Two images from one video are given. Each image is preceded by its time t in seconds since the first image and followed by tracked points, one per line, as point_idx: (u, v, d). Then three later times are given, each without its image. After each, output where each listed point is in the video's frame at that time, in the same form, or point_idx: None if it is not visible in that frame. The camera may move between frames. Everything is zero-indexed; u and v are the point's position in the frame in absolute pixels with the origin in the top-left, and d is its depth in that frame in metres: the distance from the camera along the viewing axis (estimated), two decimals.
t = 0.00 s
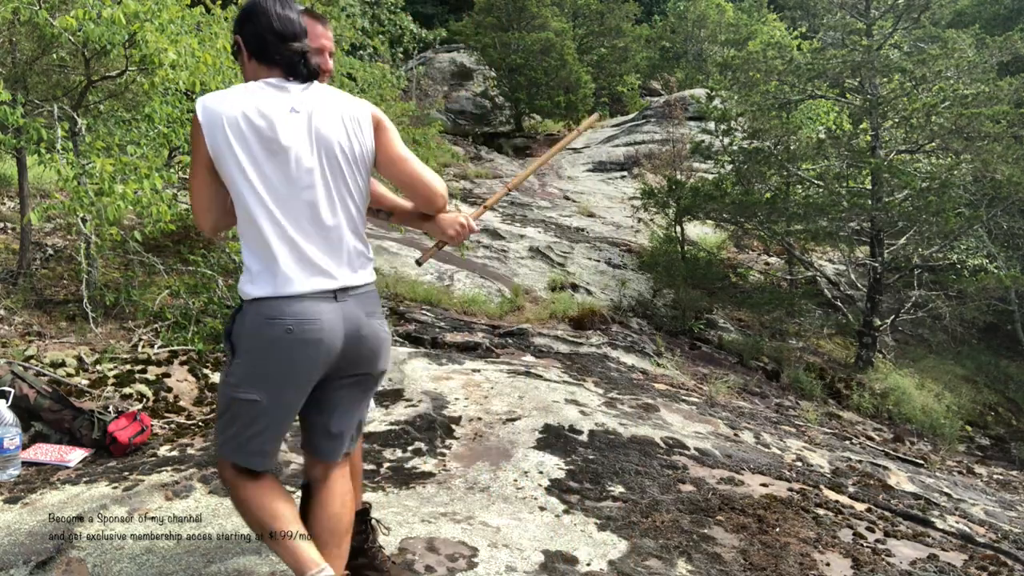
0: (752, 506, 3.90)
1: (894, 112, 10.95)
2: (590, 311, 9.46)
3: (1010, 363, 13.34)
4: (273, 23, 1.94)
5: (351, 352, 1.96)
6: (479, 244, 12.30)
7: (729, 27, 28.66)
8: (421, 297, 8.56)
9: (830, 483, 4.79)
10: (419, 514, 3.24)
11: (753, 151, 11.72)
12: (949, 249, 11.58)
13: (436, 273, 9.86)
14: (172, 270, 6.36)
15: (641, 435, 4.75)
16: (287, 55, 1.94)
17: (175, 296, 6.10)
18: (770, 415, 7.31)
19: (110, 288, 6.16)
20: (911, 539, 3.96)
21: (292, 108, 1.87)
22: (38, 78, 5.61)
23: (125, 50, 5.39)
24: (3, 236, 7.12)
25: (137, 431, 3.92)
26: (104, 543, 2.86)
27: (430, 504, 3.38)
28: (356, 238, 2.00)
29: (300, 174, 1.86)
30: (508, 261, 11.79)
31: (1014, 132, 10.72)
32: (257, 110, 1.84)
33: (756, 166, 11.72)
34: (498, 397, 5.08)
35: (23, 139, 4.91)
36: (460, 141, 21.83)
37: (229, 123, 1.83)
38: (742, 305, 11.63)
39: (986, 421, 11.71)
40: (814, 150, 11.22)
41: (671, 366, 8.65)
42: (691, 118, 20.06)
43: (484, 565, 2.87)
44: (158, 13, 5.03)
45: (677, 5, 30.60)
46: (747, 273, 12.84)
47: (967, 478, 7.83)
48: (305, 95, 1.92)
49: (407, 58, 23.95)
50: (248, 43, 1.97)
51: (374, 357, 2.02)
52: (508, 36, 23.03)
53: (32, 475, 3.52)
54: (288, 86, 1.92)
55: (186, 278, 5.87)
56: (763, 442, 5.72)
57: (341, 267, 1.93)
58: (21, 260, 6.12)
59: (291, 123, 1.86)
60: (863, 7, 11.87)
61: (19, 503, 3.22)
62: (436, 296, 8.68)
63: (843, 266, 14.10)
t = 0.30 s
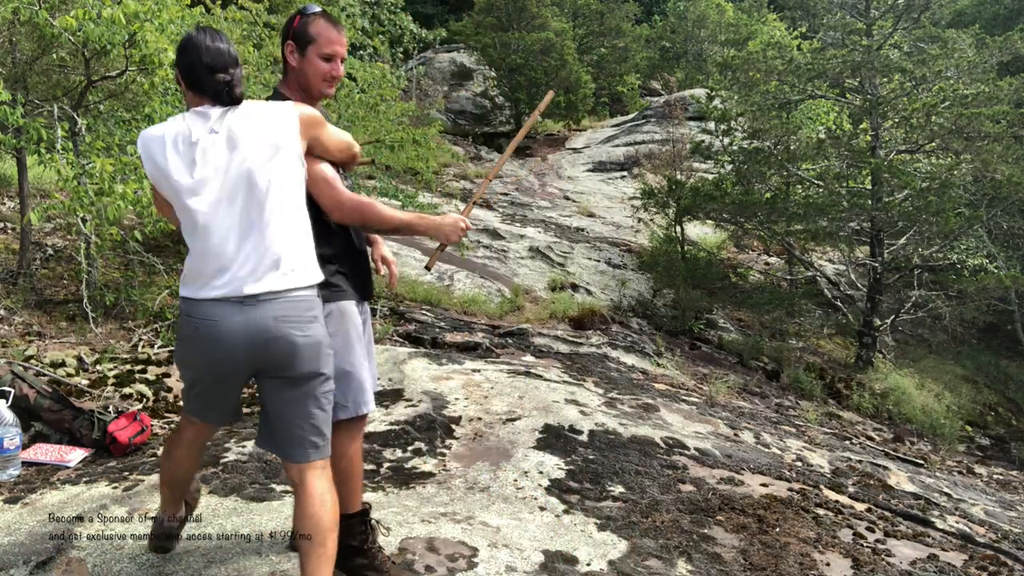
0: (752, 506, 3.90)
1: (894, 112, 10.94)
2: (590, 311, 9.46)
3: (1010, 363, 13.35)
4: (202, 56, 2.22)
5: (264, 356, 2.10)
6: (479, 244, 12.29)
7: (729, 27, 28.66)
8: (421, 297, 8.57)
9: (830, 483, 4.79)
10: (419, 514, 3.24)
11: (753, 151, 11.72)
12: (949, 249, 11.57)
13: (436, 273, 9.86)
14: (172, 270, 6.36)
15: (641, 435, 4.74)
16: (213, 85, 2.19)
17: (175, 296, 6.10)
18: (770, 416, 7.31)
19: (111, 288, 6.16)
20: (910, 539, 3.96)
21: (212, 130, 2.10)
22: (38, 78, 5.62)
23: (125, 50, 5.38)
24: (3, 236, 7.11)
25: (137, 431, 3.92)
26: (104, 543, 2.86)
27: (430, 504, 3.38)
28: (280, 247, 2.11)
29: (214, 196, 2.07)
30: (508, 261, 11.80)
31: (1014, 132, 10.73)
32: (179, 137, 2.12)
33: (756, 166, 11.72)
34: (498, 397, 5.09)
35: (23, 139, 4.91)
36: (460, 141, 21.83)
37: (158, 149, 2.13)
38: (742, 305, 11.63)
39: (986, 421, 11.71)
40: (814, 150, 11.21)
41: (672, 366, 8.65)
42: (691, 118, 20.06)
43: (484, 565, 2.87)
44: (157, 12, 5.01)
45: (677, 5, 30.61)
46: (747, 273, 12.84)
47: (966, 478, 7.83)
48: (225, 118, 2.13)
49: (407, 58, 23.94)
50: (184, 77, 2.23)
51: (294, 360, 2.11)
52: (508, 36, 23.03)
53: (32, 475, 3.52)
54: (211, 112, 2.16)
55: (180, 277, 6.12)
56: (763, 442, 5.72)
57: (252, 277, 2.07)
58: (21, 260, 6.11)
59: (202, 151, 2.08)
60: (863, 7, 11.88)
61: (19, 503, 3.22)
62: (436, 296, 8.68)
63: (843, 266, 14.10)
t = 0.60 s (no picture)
0: (752, 506, 3.90)
1: (894, 112, 10.94)
2: (590, 311, 9.46)
3: (1010, 363, 13.35)
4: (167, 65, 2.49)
5: (169, 339, 2.38)
6: (479, 244, 12.29)
7: (729, 27, 28.67)
8: (421, 297, 8.57)
9: (830, 483, 4.79)
10: (419, 514, 3.24)
11: (753, 151, 11.72)
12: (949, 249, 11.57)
13: (436, 273, 9.87)
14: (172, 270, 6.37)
15: (642, 435, 4.75)
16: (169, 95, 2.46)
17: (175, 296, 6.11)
18: (770, 416, 7.31)
19: (111, 288, 6.16)
20: (910, 539, 3.96)
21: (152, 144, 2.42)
22: (38, 78, 5.63)
23: (125, 50, 5.38)
24: (3, 236, 7.11)
25: (137, 431, 3.92)
26: (104, 542, 2.86)
27: (430, 504, 3.38)
28: (181, 243, 2.36)
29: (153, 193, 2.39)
30: (508, 261, 11.80)
31: (1014, 132, 10.74)
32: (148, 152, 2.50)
33: (756, 166, 11.71)
34: (498, 397, 5.09)
35: (23, 139, 4.91)
36: (460, 141, 21.83)
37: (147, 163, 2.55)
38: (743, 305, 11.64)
39: (986, 421, 11.70)
40: (814, 150, 11.21)
41: (672, 366, 8.65)
42: (691, 118, 20.07)
43: (484, 565, 2.87)
44: (157, 12, 5.00)
45: (677, 5, 30.60)
46: (747, 273, 12.84)
47: (966, 478, 7.83)
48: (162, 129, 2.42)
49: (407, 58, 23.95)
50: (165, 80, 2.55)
51: (180, 347, 2.36)
52: (508, 36, 23.05)
53: (32, 475, 3.52)
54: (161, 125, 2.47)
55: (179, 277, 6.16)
56: (763, 442, 5.72)
57: (155, 267, 2.38)
58: (21, 260, 6.12)
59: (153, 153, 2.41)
60: (863, 8, 11.90)
61: (19, 503, 3.22)
62: (436, 296, 8.68)
63: (843, 266, 14.11)
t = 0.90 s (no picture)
0: (752, 506, 3.90)
1: (894, 112, 10.94)
2: (590, 311, 9.46)
3: (1010, 363, 13.35)
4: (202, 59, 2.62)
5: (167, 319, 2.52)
6: (479, 244, 12.30)
7: (729, 27, 28.70)
8: (421, 297, 8.57)
9: (830, 483, 4.79)
10: (419, 514, 3.24)
11: (753, 151, 11.73)
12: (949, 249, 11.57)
13: (436, 273, 9.88)
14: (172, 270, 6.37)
15: (642, 435, 4.75)
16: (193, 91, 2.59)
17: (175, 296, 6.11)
18: (770, 416, 7.31)
19: (111, 288, 6.16)
20: (910, 539, 3.96)
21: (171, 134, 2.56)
22: (38, 78, 5.63)
23: (125, 50, 5.38)
24: (3, 235, 7.12)
25: (137, 431, 3.92)
26: (104, 542, 2.86)
27: (430, 504, 3.38)
28: (181, 233, 2.48)
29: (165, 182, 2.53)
30: (508, 261, 11.81)
31: (1014, 132, 10.75)
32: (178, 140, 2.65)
33: (756, 166, 11.71)
34: (498, 397, 5.09)
35: (23, 139, 4.90)
36: (460, 141, 21.84)
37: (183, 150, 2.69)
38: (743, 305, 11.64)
39: (986, 421, 11.70)
40: (814, 150, 11.21)
41: (672, 366, 8.65)
42: (691, 118, 20.08)
43: (484, 565, 2.88)
44: (158, 12, 5.00)
45: (677, 5, 30.62)
46: (747, 273, 12.85)
47: (967, 478, 7.84)
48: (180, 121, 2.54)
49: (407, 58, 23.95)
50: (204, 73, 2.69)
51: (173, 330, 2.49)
52: (508, 36, 23.06)
53: (32, 475, 3.52)
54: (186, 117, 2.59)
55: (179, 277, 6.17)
56: (763, 442, 5.72)
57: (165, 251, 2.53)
58: (21, 260, 6.12)
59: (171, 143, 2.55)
60: (863, 8, 11.91)
61: (19, 503, 3.22)
62: (436, 296, 8.68)
63: (843, 266, 14.11)
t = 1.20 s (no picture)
0: (752, 506, 3.90)
1: (894, 112, 10.94)
2: (590, 311, 9.45)
3: (1010, 363, 13.35)
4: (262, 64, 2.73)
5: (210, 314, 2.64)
6: (479, 244, 12.29)
7: (729, 27, 28.71)
8: (422, 297, 8.57)
9: (830, 483, 4.79)
10: (419, 514, 3.24)
11: (753, 151, 11.73)
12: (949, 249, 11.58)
13: (436, 274, 9.88)
14: (172, 270, 6.36)
15: (641, 435, 4.75)
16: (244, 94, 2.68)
17: (174, 296, 6.11)
18: (770, 416, 7.31)
19: (111, 288, 6.16)
20: (910, 539, 3.96)
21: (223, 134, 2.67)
22: (38, 78, 5.61)
23: (125, 50, 5.39)
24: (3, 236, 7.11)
25: (137, 431, 3.92)
26: (104, 542, 2.86)
27: (430, 504, 3.38)
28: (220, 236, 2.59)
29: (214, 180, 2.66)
30: (508, 261, 11.81)
31: (1014, 132, 10.75)
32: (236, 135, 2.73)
33: (756, 166, 11.70)
34: (498, 397, 5.09)
35: (24, 139, 4.91)
36: (460, 141, 21.83)
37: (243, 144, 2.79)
38: (743, 305, 11.64)
39: (986, 421, 11.70)
40: (814, 150, 11.21)
41: (672, 366, 8.64)
42: (692, 118, 20.08)
43: (484, 565, 2.87)
44: (158, 12, 5.00)
45: (677, 4, 30.62)
46: (747, 273, 12.85)
47: (966, 478, 7.84)
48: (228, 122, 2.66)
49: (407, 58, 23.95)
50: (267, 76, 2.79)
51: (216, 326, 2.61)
52: (508, 36, 23.07)
53: (32, 475, 3.52)
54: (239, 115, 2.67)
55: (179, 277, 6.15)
56: (763, 442, 5.72)
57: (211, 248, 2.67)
58: (21, 260, 6.12)
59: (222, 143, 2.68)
60: (863, 8, 11.93)
61: (19, 503, 3.22)
62: (436, 296, 8.68)
63: (843, 266, 14.11)
